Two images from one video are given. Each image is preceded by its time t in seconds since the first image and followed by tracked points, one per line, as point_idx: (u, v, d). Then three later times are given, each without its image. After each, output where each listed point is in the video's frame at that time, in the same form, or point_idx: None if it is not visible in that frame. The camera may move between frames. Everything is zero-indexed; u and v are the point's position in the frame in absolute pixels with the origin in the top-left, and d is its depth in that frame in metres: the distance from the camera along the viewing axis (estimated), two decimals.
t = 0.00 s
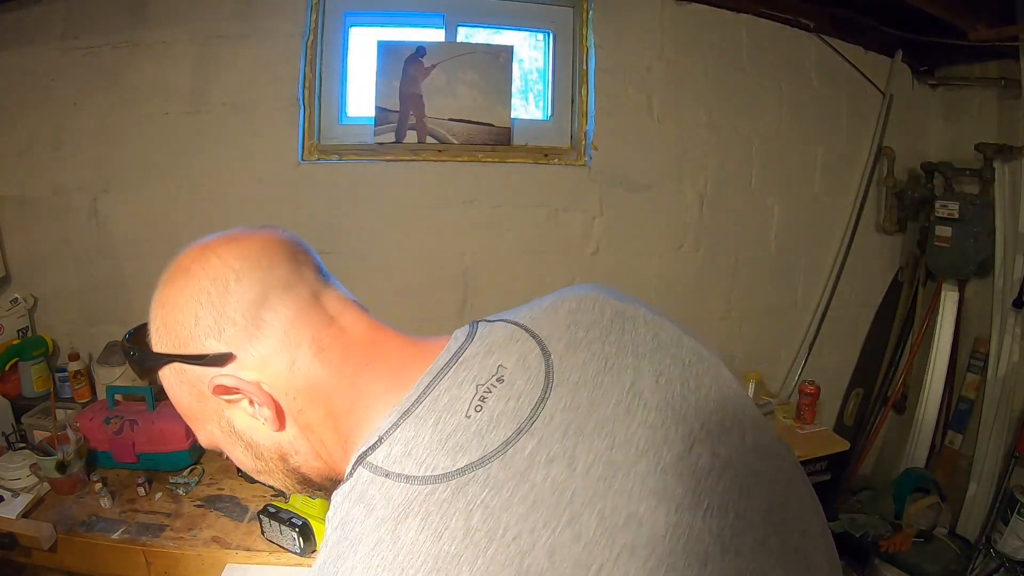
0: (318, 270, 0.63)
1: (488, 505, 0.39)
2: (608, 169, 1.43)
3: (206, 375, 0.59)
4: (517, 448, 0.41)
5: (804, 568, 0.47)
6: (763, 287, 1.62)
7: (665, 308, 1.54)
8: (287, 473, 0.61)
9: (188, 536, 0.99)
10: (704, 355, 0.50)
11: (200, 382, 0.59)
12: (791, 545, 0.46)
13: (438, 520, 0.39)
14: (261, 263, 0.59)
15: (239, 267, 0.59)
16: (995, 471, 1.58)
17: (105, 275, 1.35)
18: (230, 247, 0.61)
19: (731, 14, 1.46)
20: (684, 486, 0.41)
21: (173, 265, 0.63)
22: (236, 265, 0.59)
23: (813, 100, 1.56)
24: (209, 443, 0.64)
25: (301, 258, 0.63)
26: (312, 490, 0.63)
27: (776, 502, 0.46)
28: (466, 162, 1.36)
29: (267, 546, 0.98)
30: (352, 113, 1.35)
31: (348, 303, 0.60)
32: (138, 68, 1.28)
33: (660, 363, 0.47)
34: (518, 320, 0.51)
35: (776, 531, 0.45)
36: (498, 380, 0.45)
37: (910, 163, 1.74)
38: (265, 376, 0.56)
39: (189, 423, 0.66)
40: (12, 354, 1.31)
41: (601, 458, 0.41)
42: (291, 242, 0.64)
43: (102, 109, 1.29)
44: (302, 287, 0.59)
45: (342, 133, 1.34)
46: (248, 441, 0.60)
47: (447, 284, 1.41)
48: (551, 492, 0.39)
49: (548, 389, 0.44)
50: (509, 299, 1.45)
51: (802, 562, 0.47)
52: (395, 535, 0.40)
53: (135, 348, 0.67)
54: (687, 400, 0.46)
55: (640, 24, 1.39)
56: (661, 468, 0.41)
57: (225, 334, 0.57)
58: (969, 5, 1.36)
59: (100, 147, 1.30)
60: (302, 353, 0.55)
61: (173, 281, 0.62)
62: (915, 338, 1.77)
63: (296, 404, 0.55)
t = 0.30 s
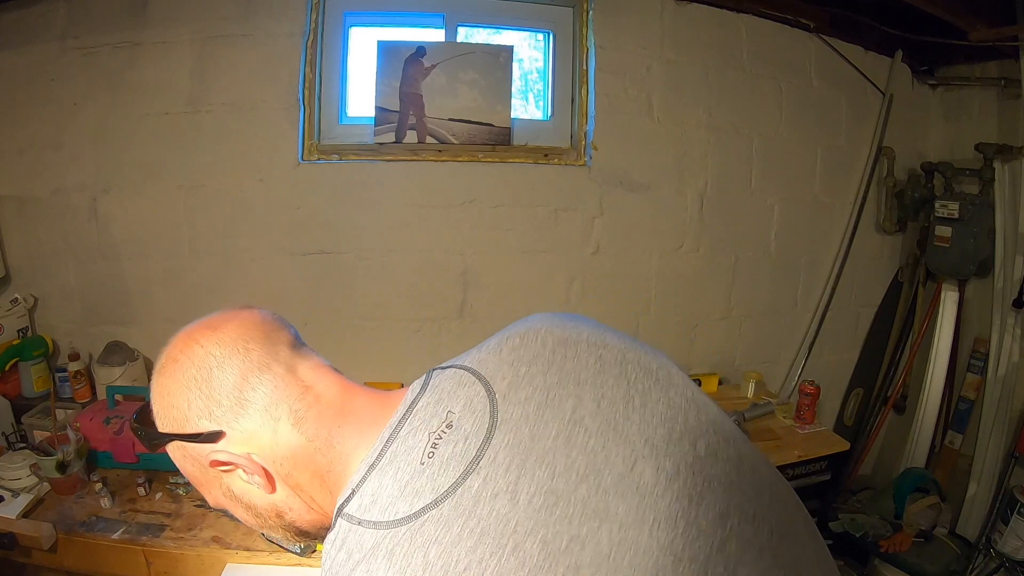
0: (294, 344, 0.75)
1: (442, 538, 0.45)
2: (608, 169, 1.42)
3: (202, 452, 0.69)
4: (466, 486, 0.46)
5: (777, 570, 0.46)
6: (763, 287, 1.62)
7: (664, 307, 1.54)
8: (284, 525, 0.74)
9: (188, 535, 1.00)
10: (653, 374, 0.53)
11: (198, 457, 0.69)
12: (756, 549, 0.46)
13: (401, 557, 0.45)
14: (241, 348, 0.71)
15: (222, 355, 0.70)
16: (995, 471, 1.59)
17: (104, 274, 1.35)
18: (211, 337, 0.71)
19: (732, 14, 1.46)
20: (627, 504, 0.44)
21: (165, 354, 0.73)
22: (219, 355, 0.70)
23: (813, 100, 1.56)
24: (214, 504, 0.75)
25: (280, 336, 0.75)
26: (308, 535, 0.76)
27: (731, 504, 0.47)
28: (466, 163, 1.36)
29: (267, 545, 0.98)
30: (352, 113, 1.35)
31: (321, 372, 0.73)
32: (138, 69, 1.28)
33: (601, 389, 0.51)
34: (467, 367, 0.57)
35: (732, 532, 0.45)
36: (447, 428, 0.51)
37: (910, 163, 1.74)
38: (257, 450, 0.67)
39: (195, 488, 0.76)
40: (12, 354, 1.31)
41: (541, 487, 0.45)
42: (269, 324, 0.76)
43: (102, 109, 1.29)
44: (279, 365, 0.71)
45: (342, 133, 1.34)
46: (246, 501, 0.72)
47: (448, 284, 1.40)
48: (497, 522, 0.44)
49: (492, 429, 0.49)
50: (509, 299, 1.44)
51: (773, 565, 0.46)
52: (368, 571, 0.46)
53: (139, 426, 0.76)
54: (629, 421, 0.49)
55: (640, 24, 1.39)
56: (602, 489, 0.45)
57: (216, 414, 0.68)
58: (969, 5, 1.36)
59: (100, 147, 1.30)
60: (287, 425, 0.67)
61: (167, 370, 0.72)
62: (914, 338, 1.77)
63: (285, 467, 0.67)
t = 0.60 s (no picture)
0: (287, 340, 0.76)
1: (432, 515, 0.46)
2: (609, 169, 1.43)
3: (198, 444, 0.70)
4: (457, 468, 0.47)
5: (758, 555, 0.47)
6: (763, 287, 1.62)
7: (664, 307, 1.54)
8: (279, 516, 0.75)
9: (188, 535, 1.00)
10: (635, 366, 0.54)
11: (194, 449, 0.70)
12: (737, 533, 0.47)
13: (393, 534, 0.46)
14: (236, 342, 0.72)
15: (217, 348, 0.71)
16: (995, 471, 1.59)
17: (104, 274, 1.35)
18: (206, 331, 0.73)
19: (732, 14, 1.46)
20: (612, 487, 0.45)
21: (161, 349, 0.74)
22: (214, 347, 0.71)
23: (813, 99, 1.56)
24: (209, 497, 0.76)
25: (274, 332, 0.76)
26: (302, 525, 0.77)
27: (713, 487, 0.48)
28: (466, 163, 1.36)
29: (267, 545, 0.98)
30: (352, 113, 1.35)
31: (314, 366, 0.74)
32: (138, 69, 1.28)
33: (586, 379, 0.52)
34: (458, 358, 0.58)
35: (715, 515, 0.46)
36: (439, 414, 0.52)
37: (910, 163, 1.74)
38: (252, 441, 0.69)
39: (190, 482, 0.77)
40: (12, 354, 1.31)
41: (529, 469, 0.46)
42: (263, 320, 0.77)
43: (102, 108, 1.29)
44: (273, 358, 0.72)
45: (342, 133, 1.34)
46: (242, 492, 0.73)
47: (448, 284, 1.40)
48: (487, 503, 0.45)
49: (482, 415, 0.50)
50: (509, 299, 1.44)
51: (754, 550, 0.47)
52: (360, 547, 0.47)
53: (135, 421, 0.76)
54: (614, 408, 0.50)
55: (640, 25, 1.39)
56: (587, 472, 0.46)
57: (212, 406, 0.69)
58: (969, 5, 1.36)
59: (100, 147, 1.30)
60: (281, 417, 0.69)
61: (164, 365, 0.73)
62: (914, 338, 1.77)
63: (279, 457, 0.68)
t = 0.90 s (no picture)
0: (278, 316, 0.83)
1: (419, 470, 0.46)
2: (609, 169, 1.43)
3: (189, 409, 0.75)
4: (448, 433, 0.48)
5: (737, 551, 0.48)
6: (763, 287, 1.62)
7: (664, 307, 1.54)
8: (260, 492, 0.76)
9: (188, 535, 1.00)
10: (627, 359, 0.55)
11: (183, 416, 0.75)
12: (717, 526, 0.47)
13: (378, 482, 0.46)
14: (231, 313, 0.79)
15: (212, 318, 0.78)
16: (995, 471, 1.59)
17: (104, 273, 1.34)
18: (203, 303, 0.80)
19: (731, 14, 1.46)
20: (597, 469, 0.45)
21: (157, 320, 0.80)
22: (209, 317, 0.78)
23: (813, 99, 1.56)
24: (196, 470, 0.78)
25: (268, 305, 0.84)
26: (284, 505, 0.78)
27: (695, 481, 0.48)
28: (466, 163, 1.37)
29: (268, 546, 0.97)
30: (352, 113, 1.35)
31: (305, 339, 0.80)
32: (138, 69, 1.28)
33: (578, 365, 0.52)
34: (456, 338, 0.58)
35: (696, 507, 0.46)
36: (434, 383, 0.52)
37: (910, 163, 1.75)
38: (239, 406, 0.73)
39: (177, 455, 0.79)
40: (12, 353, 1.36)
41: (520, 443, 0.46)
42: (257, 298, 0.85)
43: (102, 106, 1.27)
44: (264, 330, 0.79)
45: (342, 133, 1.34)
46: (229, 462, 0.76)
47: (448, 284, 1.40)
48: (474, 469, 0.45)
49: (476, 388, 0.51)
50: (509, 299, 1.44)
51: (732, 543, 0.48)
52: (342, 487, 0.47)
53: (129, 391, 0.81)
54: (604, 394, 0.50)
55: (640, 25, 1.40)
56: (574, 451, 0.46)
57: (204, 373, 0.74)
58: (969, 5, 1.36)
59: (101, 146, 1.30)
60: (268, 383, 0.74)
61: (157, 336, 0.78)
62: (914, 338, 1.78)
63: (265, 422, 0.73)
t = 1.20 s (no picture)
0: (282, 305, 0.83)
1: (417, 462, 0.46)
2: (608, 169, 1.43)
3: (190, 395, 0.75)
4: (445, 425, 0.48)
5: (731, 545, 0.48)
6: (763, 287, 1.62)
7: (664, 307, 1.54)
8: (260, 478, 0.77)
9: (188, 536, 1.00)
10: (622, 357, 0.55)
11: (186, 401, 0.76)
12: (711, 519, 0.47)
13: (378, 476, 0.46)
14: (234, 302, 0.79)
15: (216, 306, 0.78)
16: (995, 471, 1.59)
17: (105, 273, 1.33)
18: (208, 290, 0.80)
19: (732, 14, 1.46)
20: (593, 461, 0.45)
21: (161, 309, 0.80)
22: (212, 303, 0.78)
23: (814, 99, 1.56)
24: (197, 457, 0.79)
25: (271, 296, 0.84)
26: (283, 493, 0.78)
27: (689, 475, 0.48)
28: (466, 163, 1.36)
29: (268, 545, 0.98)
30: (352, 113, 1.35)
31: (306, 329, 0.80)
32: (137, 68, 1.28)
33: (574, 362, 0.52)
34: (454, 336, 0.58)
35: (690, 501, 0.46)
36: (433, 377, 0.53)
37: (910, 163, 1.74)
38: (241, 392, 0.74)
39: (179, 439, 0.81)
40: (12, 353, 1.36)
41: (517, 436, 0.46)
42: (262, 286, 0.85)
43: (101, 106, 1.27)
44: (267, 318, 0.79)
45: (342, 133, 1.34)
46: (229, 449, 0.77)
47: (447, 284, 1.40)
48: (472, 460, 0.45)
49: (474, 382, 0.51)
50: (509, 299, 1.44)
51: (726, 538, 0.48)
52: (342, 483, 0.47)
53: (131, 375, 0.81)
54: (599, 389, 0.50)
55: (640, 25, 1.39)
56: (569, 444, 0.46)
57: (206, 359, 0.75)
58: (969, 5, 1.36)
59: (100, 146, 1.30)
60: (270, 371, 0.74)
61: (163, 322, 0.79)
62: (914, 338, 1.78)
63: (266, 410, 0.73)
